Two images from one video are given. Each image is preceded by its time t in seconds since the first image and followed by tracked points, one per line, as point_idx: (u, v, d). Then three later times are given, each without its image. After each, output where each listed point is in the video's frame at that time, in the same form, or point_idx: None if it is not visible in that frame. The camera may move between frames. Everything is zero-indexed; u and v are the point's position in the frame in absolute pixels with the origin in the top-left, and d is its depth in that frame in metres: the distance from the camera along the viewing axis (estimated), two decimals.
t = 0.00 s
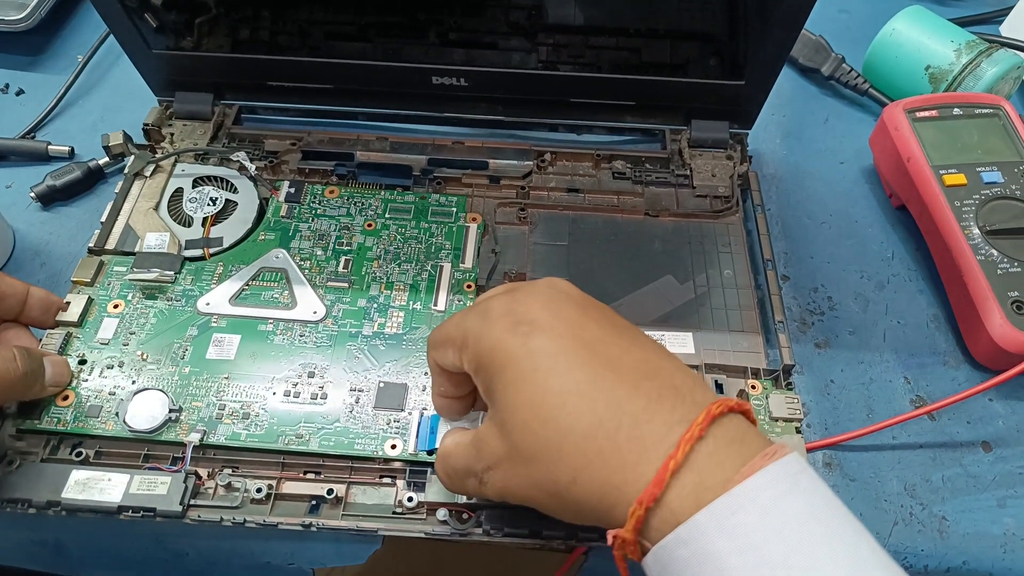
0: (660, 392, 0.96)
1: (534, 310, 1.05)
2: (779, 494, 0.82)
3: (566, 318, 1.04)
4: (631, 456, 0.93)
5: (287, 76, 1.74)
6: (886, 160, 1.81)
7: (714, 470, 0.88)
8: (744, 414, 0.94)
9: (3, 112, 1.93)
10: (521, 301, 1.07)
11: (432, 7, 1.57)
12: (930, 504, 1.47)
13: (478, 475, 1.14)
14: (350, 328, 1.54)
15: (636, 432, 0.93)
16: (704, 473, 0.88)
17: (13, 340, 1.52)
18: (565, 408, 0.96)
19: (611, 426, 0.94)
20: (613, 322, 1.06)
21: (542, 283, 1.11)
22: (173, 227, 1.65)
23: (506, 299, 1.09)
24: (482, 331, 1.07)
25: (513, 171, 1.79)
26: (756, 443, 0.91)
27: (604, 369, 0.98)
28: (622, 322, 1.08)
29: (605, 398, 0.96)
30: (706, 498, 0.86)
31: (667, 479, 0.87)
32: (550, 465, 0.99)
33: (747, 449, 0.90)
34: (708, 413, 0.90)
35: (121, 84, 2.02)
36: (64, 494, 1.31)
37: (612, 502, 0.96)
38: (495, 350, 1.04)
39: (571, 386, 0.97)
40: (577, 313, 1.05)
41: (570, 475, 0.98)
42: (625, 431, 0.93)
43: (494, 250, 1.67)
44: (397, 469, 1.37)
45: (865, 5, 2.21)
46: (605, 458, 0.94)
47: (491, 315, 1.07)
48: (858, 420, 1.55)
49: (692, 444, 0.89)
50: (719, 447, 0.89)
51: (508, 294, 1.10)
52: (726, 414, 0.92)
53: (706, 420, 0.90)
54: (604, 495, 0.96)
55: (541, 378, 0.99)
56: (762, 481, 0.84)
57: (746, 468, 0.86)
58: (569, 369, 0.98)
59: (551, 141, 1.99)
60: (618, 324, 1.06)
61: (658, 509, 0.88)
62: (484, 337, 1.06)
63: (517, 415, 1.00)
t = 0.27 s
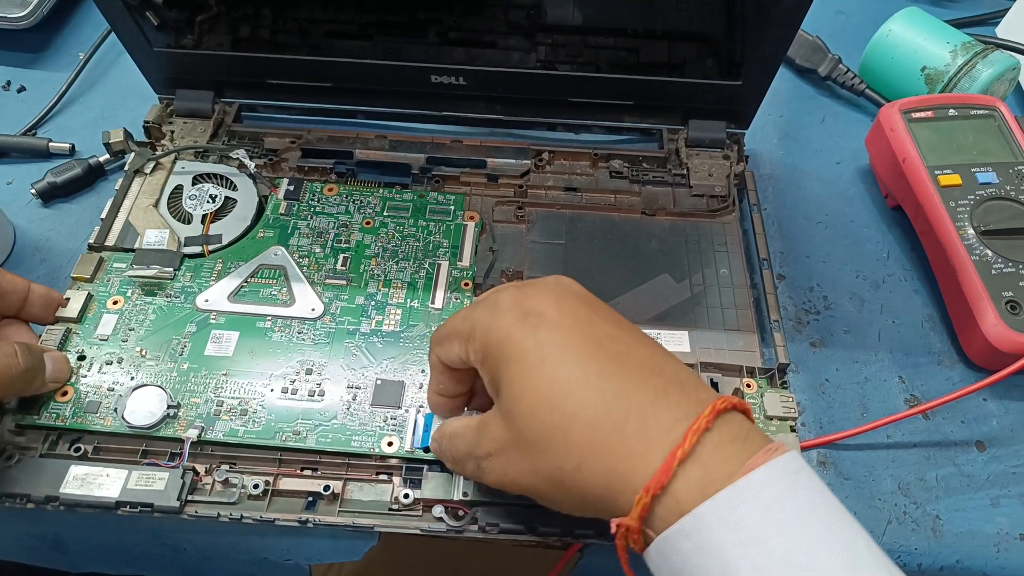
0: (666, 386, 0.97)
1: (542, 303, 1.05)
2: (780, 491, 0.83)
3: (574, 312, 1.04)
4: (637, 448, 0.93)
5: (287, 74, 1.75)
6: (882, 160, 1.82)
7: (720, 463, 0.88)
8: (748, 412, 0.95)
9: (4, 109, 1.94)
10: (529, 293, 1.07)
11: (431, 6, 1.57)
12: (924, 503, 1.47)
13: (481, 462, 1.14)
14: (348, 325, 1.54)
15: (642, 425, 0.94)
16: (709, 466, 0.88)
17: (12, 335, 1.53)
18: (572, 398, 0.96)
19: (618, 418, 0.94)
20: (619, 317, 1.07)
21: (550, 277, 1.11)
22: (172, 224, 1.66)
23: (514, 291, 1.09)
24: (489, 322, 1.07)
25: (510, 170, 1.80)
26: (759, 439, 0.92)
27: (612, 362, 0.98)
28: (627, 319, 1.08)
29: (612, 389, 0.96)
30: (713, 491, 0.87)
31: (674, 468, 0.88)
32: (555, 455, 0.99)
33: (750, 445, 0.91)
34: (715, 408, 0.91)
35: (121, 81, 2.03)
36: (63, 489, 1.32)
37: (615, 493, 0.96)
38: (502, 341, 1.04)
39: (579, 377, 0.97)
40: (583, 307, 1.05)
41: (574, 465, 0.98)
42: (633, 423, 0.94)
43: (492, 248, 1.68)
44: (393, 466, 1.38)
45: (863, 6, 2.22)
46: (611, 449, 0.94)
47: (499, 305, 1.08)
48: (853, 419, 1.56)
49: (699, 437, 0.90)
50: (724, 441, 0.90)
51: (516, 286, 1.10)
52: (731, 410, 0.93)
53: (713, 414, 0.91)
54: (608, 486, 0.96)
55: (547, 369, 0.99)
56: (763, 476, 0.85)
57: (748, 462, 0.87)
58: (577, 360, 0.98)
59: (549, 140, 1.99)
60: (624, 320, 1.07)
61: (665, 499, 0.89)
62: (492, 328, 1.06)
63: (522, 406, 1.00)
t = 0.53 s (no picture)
0: (640, 418, 0.96)
1: (521, 325, 1.05)
2: (755, 529, 0.84)
3: (552, 336, 1.04)
4: (606, 482, 0.92)
5: (278, 77, 1.73)
6: (876, 162, 1.81)
7: (689, 501, 0.88)
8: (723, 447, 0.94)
9: None
10: (510, 314, 1.08)
11: (425, 9, 1.55)
12: (917, 508, 1.47)
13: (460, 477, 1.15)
14: (339, 330, 1.53)
15: (613, 458, 0.93)
16: (678, 503, 0.88)
17: None
18: (544, 426, 0.97)
19: (588, 450, 0.94)
20: (600, 341, 1.06)
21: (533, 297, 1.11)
22: (162, 228, 1.65)
23: (496, 311, 1.09)
24: (467, 342, 1.08)
25: (503, 173, 1.80)
26: (733, 476, 0.91)
27: (586, 390, 0.98)
28: (610, 342, 1.07)
29: (583, 419, 0.96)
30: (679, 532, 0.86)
31: (640, 510, 0.87)
32: (526, 481, 0.99)
33: (721, 483, 0.89)
34: (686, 445, 0.90)
35: (112, 84, 2.01)
36: (50, 497, 1.31)
37: (584, 527, 0.96)
38: (479, 363, 1.05)
39: (552, 405, 0.97)
40: (563, 330, 1.05)
41: (546, 493, 0.98)
42: (602, 455, 0.93)
43: (484, 252, 1.67)
44: (385, 472, 1.37)
45: (857, 7, 2.22)
46: (580, 481, 0.94)
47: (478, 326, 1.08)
48: (846, 423, 1.56)
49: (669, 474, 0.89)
50: (694, 480, 0.89)
51: (497, 305, 1.10)
52: (704, 446, 0.92)
53: (684, 451, 0.90)
54: (576, 517, 0.96)
55: (523, 395, 0.99)
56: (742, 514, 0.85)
57: (720, 502, 0.87)
58: (551, 388, 0.98)
59: (542, 142, 1.98)
60: (606, 344, 1.06)
61: (632, 538, 0.88)
62: (470, 347, 1.07)
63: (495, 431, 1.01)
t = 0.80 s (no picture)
0: (645, 463, 0.94)
1: (512, 376, 1.03)
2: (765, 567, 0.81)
3: (546, 384, 1.01)
4: (615, 535, 0.91)
5: (278, 74, 1.73)
6: (879, 161, 1.80)
7: (697, 548, 0.86)
8: (734, 482, 0.92)
9: None
10: (500, 365, 1.05)
11: (425, 7, 1.54)
12: (922, 508, 1.46)
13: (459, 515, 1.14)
14: (340, 329, 1.53)
15: (620, 509, 0.91)
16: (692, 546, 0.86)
17: None
18: (547, 488, 0.94)
19: (595, 503, 0.92)
20: (596, 382, 1.03)
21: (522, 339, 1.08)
22: (162, 226, 1.64)
23: (485, 361, 1.07)
24: (461, 402, 1.06)
25: (505, 172, 1.79)
26: (743, 513, 0.89)
27: (587, 441, 0.96)
28: (606, 378, 1.05)
29: (586, 473, 0.93)
30: None
31: (648, 567, 0.85)
32: (536, 540, 0.98)
33: (732, 523, 0.87)
34: (693, 489, 0.88)
35: (112, 82, 2.01)
36: (51, 496, 1.31)
37: None
38: (475, 425, 1.03)
39: (552, 461, 0.95)
40: (557, 378, 1.02)
41: (557, 552, 0.97)
42: (609, 510, 0.92)
43: (486, 250, 1.67)
44: (386, 471, 1.36)
45: (860, 5, 2.21)
46: (590, 536, 0.93)
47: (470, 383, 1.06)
48: (850, 423, 1.55)
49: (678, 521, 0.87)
50: (706, 525, 0.87)
51: (487, 358, 1.07)
52: (713, 486, 0.90)
53: (693, 496, 0.88)
54: (592, 573, 0.94)
55: (521, 456, 0.97)
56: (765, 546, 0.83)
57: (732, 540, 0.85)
58: (551, 446, 0.96)
59: (544, 141, 1.97)
60: (601, 382, 1.03)
61: None
62: (464, 408, 1.05)
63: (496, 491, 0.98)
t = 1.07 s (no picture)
0: (648, 501, 0.91)
1: (512, 403, 0.99)
2: None
3: (547, 416, 0.98)
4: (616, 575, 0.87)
5: (278, 70, 1.72)
6: (882, 159, 1.79)
7: None
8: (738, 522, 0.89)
9: None
10: (498, 391, 1.01)
11: (425, 3, 1.53)
12: (924, 508, 1.45)
13: (443, 537, 1.06)
14: (340, 326, 1.52)
15: (624, 550, 0.87)
16: None
17: None
18: (549, 522, 0.91)
19: (596, 542, 0.89)
20: (599, 412, 1.00)
21: (523, 363, 1.05)
22: (161, 222, 1.63)
23: (483, 383, 1.03)
24: (457, 430, 1.00)
25: (506, 169, 1.78)
26: (750, 551, 0.86)
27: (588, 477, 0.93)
28: (609, 408, 1.01)
29: (587, 511, 0.90)
30: None
31: None
32: None
33: (737, 563, 0.84)
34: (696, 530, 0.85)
35: (110, 77, 2.00)
36: (48, 493, 1.30)
37: None
38: (471, 456, 0.98)
39: (552, 498, 0.92)
40: (558, 408, 0.99)
41: None
42: (610, 549, 0.88)
43: (486, 248, 1.66)
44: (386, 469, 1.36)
45: (862, 3, 2.20)
46: None
47: (467, 410, 1.01)
48: (852, 422, 1.54)
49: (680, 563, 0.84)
50: (710, 567, 0.84)
51: (485, 383, 1.03)
52: (717, 527, 0.87)
53: (695, 538, 0.85)
54: None
55: (522, 490, 0.93)
56: None
57: None
58: (554, 481, 0.92)
59: (545, 138, 1.96)
60: (604, 414, 1.00)
61: None
62: (459, 436, 0.99)
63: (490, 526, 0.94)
